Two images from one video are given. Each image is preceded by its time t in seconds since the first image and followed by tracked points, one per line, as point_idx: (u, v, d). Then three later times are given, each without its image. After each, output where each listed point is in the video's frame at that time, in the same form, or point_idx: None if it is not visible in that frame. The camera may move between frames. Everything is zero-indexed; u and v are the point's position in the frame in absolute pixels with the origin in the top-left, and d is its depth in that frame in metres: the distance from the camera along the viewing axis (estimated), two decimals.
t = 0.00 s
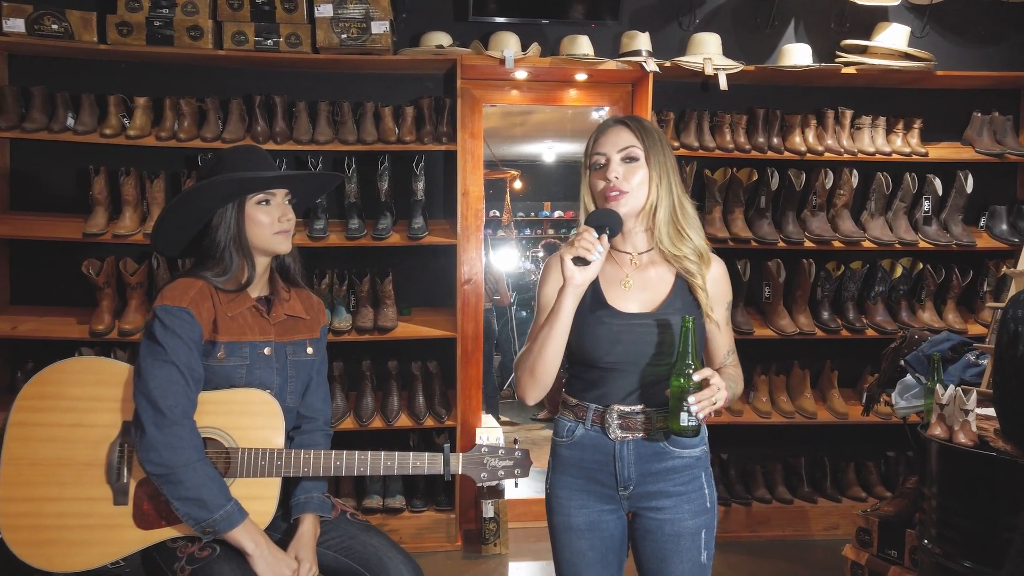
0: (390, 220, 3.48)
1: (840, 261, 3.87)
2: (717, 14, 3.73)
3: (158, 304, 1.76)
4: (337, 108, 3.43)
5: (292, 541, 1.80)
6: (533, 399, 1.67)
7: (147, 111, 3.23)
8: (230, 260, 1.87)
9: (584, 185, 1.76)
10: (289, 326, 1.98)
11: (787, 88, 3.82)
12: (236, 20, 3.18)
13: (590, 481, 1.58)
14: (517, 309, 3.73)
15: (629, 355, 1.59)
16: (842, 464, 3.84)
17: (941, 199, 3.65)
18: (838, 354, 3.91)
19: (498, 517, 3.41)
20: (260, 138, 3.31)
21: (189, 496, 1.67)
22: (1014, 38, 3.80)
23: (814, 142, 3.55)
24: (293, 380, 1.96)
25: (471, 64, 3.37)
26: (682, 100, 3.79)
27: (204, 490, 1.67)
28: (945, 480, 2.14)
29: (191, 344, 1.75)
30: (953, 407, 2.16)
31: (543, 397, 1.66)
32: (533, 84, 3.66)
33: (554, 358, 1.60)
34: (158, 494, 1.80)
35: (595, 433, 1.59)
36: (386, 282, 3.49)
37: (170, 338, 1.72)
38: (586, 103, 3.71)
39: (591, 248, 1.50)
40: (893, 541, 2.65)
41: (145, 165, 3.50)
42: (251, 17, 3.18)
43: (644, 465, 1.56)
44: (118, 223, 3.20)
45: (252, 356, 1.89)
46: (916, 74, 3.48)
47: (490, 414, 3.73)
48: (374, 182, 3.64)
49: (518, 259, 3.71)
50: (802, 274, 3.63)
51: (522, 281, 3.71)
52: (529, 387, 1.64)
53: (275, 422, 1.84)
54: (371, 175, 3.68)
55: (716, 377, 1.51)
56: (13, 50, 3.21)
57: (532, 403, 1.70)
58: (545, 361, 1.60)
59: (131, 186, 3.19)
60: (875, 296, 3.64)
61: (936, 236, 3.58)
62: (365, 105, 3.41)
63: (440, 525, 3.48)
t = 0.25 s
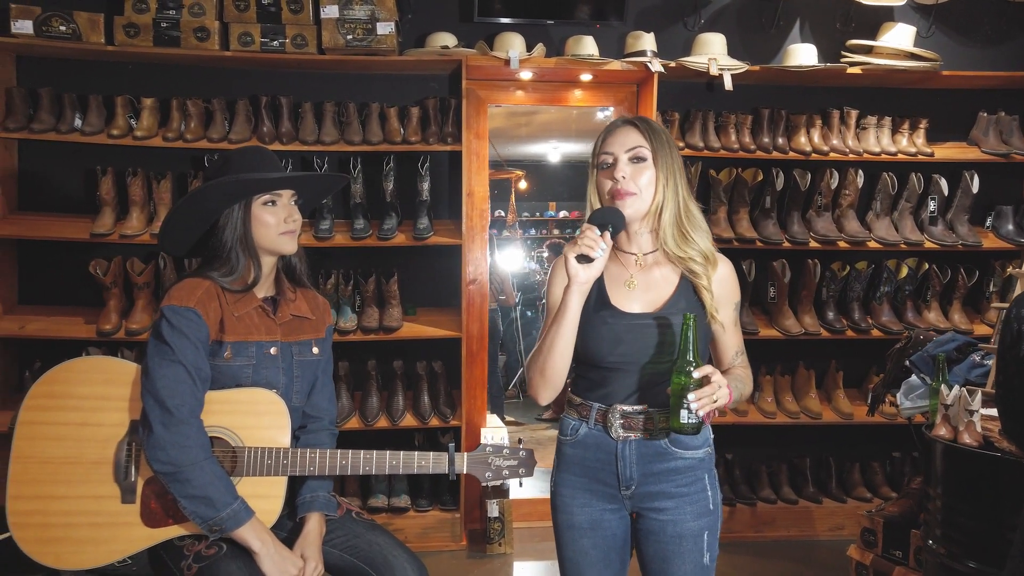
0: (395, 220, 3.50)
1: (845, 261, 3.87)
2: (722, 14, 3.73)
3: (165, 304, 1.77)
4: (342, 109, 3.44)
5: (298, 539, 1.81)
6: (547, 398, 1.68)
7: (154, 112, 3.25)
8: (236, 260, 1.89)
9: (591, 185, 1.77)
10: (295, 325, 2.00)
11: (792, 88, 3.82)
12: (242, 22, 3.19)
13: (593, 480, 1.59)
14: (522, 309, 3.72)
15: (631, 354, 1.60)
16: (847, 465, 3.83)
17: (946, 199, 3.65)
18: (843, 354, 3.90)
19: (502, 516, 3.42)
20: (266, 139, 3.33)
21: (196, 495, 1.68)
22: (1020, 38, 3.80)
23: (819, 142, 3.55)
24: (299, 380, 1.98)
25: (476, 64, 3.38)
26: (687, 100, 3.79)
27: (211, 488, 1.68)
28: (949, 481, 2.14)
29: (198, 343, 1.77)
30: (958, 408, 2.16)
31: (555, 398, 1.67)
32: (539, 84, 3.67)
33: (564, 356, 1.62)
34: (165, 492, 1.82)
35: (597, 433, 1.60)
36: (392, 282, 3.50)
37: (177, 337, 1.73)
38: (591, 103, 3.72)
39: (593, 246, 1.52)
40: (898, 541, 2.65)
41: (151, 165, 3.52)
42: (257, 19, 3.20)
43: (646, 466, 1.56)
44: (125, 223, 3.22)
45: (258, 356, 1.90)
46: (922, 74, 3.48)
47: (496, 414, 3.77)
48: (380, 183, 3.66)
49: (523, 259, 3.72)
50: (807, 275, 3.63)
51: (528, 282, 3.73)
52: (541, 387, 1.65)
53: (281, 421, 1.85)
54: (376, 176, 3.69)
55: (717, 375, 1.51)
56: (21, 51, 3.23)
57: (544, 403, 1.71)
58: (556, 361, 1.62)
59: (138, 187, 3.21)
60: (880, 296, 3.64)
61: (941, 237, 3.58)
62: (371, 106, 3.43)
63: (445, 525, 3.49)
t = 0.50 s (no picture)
0: (400, 220, 3.50)
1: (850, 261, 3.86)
2: (727, 14, 3.73)
3: (171, 304, 1.78)
4: (347, 109, 3.45)
5: (301, 539, 1.82)
6: (541, 390, 1.70)
7: (159, 112, 3.26)
8: (241, 260, 1.89)
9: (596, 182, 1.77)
10: (300, 325, 2.00)
11: (797, 88, 3.81)
12: (248, 22, 3.20)
13: (595, 479, 1.60)
14: (527, 309, 3.74)
15: (634, 353, 1.60)
16: (852, 465, 3.83)
17: (952, 199, 3.64)
18: (848, 354, 3.90)
19: (507, 516, 3.42)
20: (271, 139, 3.34)
21: (200, 493, 1.68)
22: None
23: (824, 142, 3.54)
24: (303, 379, 1.98)
25: (480, 64, 3.38)
26: (691, 100, 3.79)
27: (215, 487, 1.69)
28: (954, 481, 2.14)
29: (204, 343, 1.77)
30: (963, 408, 2.18)
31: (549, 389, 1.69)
32: (542, 84, 3.67)
33: (555, 345, 1.64)
34: (170, 491, 1.82)
35: (600, 431, 1.60)
36: (396, 282, 3.50)
37: (182, 337, 1.74)
38: (595, 103, 3.72)
39: (581, 231, 1.58)
40: (903, 542, 2.64)
41: (156, 166, 3.54)
42: (263, 19, 3.21)
43: (647, 465, 1.56)
44: (130, 223, 3.23)
45: (262, 355, 1.91)
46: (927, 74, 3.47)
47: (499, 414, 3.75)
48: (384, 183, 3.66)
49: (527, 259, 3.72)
50: (812, 274, 3.62)
51: (532, 282, 3.73)
52: (534, 377, 1.68)
53: (286, 420, 1.86)
54: (380, 176, 3.70)
55: (727, 368, 1.52)
56: (27, 52, 3.24)
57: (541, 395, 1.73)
58: (546, 349, 1.64)
59: (143, 187, 3.23)
60: (885, 296, 3.63)
61: (946, 236, 3.57)
62: (376, 106, 3.43)
63: (449, 524, 3.49)
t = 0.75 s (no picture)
0: (404, 220, 3.50)
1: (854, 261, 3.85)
2: (731, 13, 3.72)
3: (175, 303, 1.79)
4: (351, 109, 3.45)
5: (305, 538, 1.82)
6: (539, 382, 1.69)
7: (163, 112, 3.27)
8: (245, 260, 1.89)
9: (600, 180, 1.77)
10: (303, 325, 2.01)
11: (802, 87, 3.80)
12: (252, 22, 3.21)
13: (600, 478, 1.60)
14: (530, 309, 3.72)
15: (637, 352, 1.60)
16: (856, 465, 3.82)
17: (957, 198, 3.63)
18: (853, 354, 3.89)
19: (510, 515, 3.43)
20: (275, 139, 3.34)
21: (204, 492, 1.69)
22: None
23: (828, 141, 3.54)
24: (307, 379, 1.99)
25: (484, 64, 3.38)
26: (695, 99, 3.78)
27: (219, 486, 1.69)
28: (959, 481, 2.13)
29: (208, 341, 1.78)
30: (968, 408, 2.15)
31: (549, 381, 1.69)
32: (546, 84, 3.66)
33: (555, 336, 1.64)
34: (174, 490, 1.83)
35: (605, 430, 1.60)
36: (400, 282, 3.51)
37: (187, 335, 1.75)
38: (599, 102, 3.71)
39: (586, 223, 1.58)
40: (907, 543, 2.63)
41: (161, 165, 3.54)
42: (267, 19, 3.21)
43: (652, 465, 1.56)
44: (135, 223, 3.24)
45: (266, 355, 1.91)
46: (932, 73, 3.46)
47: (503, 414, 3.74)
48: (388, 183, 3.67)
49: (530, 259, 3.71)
50: (816, 274, 3.62)
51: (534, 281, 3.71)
52: (533, 368, 1.67)
53: (289, 420, 1.86)
54: (384, 175, 3.70)
55: (728, 365, 1.51)
56: (32, 52, 3.25)
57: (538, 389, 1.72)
58: (547, 341, 1.64)
59: (148, 187, 3.23)
60: (890, 296, 3.62)
61: (952, 236, 3.56)
62: (379, 106, 3.43)
63: (453, 524, 3.50)
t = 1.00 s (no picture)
0: (407, 220, 3.50)
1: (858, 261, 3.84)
2: (735, 12, 3.71)
3: (177, 303, 1.78)
4: (354, 109, 3.45)
5: (308, 538, 1.82)
6: (562, 402, 1.68)
7: (167, 112, 3.27)
8: (248, 260, 1.90)
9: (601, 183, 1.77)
10: (306, 325, 2.01)
11: (806, 87, 3.79)
12: (255, 22, 3.21)
13: (607, 481, 1.59)
14: (533, 308, 3.73)
15: (641, 352, 1.60)
16: (861, 465, 3.81)
17: (962, 197, 3.62)
18: (857, 354, 3.88)
19: (514, 515, 3.42)
20: (278, 139, 3.34)
21: (206, 492, 1.69)
22: None
23: (832, 141, 3.53)
24: (309, 379, 1.99)
25: (487, 64, 3.38)
26: (699, 98, 3.77)
27: (221, 485, 1.69)
28: (963, 482, 2.12)
29: (210, 341, 1.78)
30: (972, 408, 2.14)
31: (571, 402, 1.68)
32: (549, 84, 3.66)
33: (575, 357, 1.62)
34: (176, 489, 1.83)
35: (612, 432, 1.59)
36: (403, 282, 3.51)
37: (189, 335, 1.75)
38: (602, 102, 3.70)
39: (597, 244, 1.54)
40: (911, 543, 2.62)
41: (164, 165, 3.55)
42: (270, 19, 3.22)
43: (661, 466, 1.55)
44: (138, 223, 3.25)
45: (269, 355, 1.91)
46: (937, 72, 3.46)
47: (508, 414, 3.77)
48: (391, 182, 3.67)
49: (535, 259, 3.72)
50: (820, 274, 3.61)
51: (540, 282, 3.74)
52: (556, 391, 1.65)
53: (292, 420, 1.86)
54: (387, 175, 3.70)
55: (727, 360, 1.51)
56: (36, 52, 3.25)
57: (560, 407, 1.71)
58: (568, 364, 1.62)
59: (152, 187, 3.24)
60: (895, 295, 3.61)
61: (956, 236, 3.55)
62: (382, 106, 3.43)
63: (456, 523, 3.49)
